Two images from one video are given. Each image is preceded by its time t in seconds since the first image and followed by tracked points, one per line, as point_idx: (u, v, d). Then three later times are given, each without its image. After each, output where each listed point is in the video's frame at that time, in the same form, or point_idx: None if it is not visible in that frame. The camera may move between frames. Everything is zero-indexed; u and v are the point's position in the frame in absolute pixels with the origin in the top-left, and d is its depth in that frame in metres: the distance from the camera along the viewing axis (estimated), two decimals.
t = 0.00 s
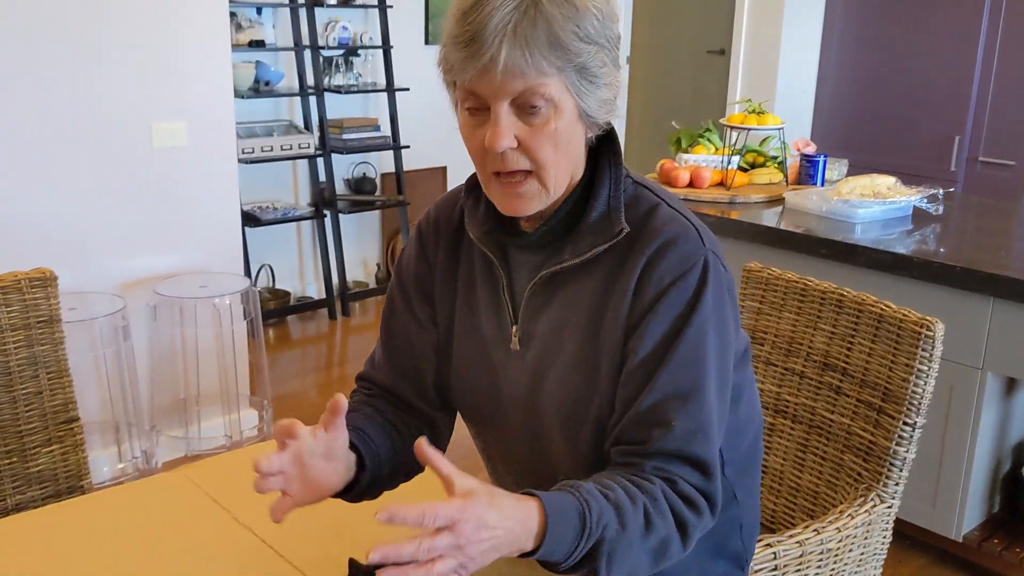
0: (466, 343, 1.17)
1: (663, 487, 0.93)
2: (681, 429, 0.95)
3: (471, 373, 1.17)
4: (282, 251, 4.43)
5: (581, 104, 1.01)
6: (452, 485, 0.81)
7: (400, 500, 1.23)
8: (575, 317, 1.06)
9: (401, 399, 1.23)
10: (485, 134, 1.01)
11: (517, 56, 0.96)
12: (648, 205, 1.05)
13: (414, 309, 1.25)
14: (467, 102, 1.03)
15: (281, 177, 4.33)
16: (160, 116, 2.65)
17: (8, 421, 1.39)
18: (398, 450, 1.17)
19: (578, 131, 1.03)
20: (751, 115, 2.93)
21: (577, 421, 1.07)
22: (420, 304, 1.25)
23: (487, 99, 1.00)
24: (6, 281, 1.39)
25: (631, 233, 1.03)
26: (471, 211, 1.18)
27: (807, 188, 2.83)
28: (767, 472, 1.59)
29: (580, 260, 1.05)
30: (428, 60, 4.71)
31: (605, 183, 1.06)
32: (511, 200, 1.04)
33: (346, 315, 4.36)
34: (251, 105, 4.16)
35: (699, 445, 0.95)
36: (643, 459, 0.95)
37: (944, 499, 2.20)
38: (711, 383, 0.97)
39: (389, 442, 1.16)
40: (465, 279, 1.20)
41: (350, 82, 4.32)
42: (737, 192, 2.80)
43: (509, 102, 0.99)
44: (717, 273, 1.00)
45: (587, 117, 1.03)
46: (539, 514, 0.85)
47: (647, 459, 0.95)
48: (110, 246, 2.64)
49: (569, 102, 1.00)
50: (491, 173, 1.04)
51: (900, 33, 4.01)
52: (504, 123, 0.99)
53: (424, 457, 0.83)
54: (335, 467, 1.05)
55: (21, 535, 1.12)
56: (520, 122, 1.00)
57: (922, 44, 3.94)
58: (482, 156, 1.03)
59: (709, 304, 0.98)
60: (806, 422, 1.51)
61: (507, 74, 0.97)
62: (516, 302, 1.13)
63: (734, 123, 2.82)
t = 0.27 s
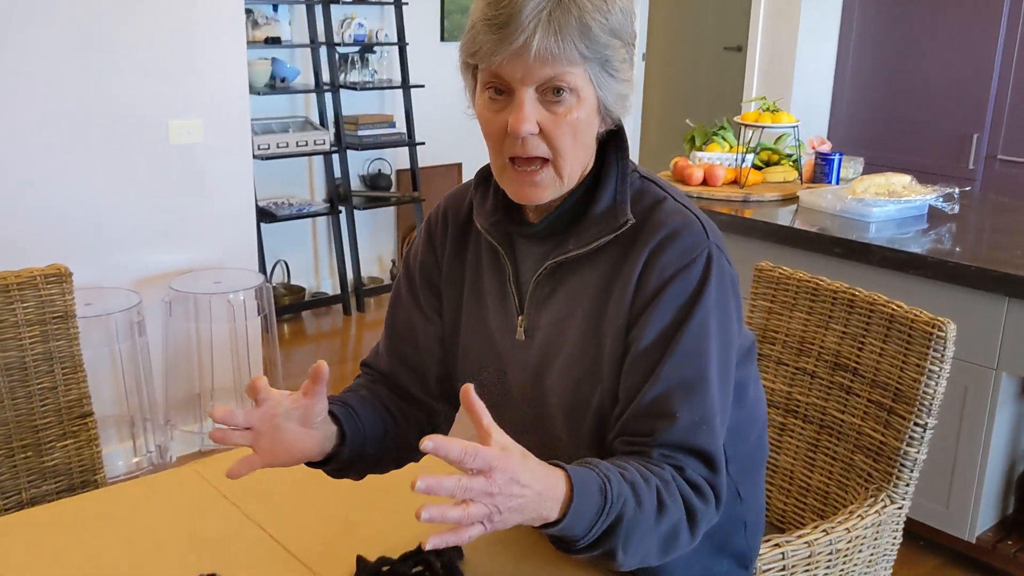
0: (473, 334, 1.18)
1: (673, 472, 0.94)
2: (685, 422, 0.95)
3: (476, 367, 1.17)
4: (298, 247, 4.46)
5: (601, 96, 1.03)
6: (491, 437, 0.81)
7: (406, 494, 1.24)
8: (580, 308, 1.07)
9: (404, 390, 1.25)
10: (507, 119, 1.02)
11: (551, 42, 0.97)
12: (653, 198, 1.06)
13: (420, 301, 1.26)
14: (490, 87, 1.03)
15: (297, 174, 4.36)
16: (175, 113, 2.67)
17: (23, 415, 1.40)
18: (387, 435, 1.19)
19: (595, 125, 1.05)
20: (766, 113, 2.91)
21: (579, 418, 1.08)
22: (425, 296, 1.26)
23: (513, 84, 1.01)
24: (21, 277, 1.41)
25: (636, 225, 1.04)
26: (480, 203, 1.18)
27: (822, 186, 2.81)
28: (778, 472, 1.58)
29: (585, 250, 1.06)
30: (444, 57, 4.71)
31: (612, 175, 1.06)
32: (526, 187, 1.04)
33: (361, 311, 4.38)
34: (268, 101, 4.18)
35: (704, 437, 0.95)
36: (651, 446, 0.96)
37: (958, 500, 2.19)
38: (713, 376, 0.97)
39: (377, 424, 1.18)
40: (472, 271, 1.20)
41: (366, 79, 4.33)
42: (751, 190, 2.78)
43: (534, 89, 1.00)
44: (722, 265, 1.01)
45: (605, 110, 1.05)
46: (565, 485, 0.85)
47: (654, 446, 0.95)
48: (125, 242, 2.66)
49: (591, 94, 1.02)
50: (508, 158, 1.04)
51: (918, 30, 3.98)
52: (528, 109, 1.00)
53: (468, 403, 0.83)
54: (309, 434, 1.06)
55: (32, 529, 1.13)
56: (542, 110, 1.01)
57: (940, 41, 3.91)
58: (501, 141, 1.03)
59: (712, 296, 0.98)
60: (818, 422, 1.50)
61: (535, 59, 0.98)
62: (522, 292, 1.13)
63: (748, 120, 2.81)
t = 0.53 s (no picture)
0: (481, 330, 1.18)
1: (688, 467, 0.94)
2: (697, 420, 0.95)
3: (484, 365, 1.17)
4: (311, 249, 4.47)
5: (612, 117, 1.03)
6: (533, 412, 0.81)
7: (414, 495, 1.24)
8: (586, 304, 1.07)
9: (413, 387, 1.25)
10: (517, 122, 1.02)
11: (572, 60, 0.97)
12: (660, 197, 1.06)
13: (430, 297, 1.26)
14: (508, 86, 1.03)
15: (310, 176, 4.38)
16: (188, 116, 2.69)
17: (37, 416, 1.41)
18: (393, 427, 1.19)
19: (603, 143, 1.05)
20: (778, 115, 2.90)
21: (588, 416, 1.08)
22: (435, 291, 1.26)
23: (529, 89, 1.01)
24: (35, 279, 1.42)
25: (643, 223, 1.04)
26: (490, 200, 1.19)
27: (834, 188, 2.80)
28: (789, 475, 1.57)
29: (593, 247, 1.06)
30: (456, 59, 4.72)
31: (620, 175, 1.07)
32: (521, 189, 1.05)
33: (374, 312, 4.39)
34: (280, 104, 4.20)
35: (717, 433, 0.95)
36: (663, 441, 0.95)
37: (971, 503, 2.17)
38: (721, 375, 0.97)
39: (384, 412, 1.18)
40: (482, 267, 1.21)
41: (378, 81, 4.35)
42: (763, 192, 2.77)
43: (549, 100, 1.00)
44: (728, 264, 1.01)
45: (614, 132, 1.05)
46: (592, 469, 0.85)
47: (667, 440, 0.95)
48: (138, 244, 2.69)
49: (601, 113, 1.02)
50: (510, 158, 1.04)
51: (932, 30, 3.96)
52: (537, 118, 1.00)
53: (521, 371, 0.81)
54: (312, 413, 1.07)
55: (43, 528, 1.14)
56: (553, 121, 1.01)
57: (955, 42, 3.88)
58: (507, 141, 1.03)
59: (720, 295, 0.98)
60: (830, 425, 1.49)
61: (553, 70, 0.98)
62: (530, 288, 1.14)
63: (760, 122, 2.80)
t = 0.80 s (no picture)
0: (497, 335, 1.19)
1: (700, 479, 0.94)
2: (715, 425, 0.95)
3: (497, 370, 1.18)
4: (319, 254, 4.48)
5: (628, 117, 1.03)
6: (544, 459, 0.80)
7: (427, 499, 1.24)
8: (606, 310, 1.07)
9: (428, 391, 1.26)
10: (533, 124, 1.02)
11: (585, 58, 0.98)
12: (682, 205, 1.07)
13: (446, 301, 1.27)
14: (522, 90, 1.04)
15: (318, 182, 4.39)
16: (199, 122, 2.70)
17: (50, 421, 1.42)
18: (399, 436, 1.19)
19: (620, 144, 1.05)
20: (787, 120, 2.90)
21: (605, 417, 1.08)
22: (451, 296, 1.27)
23: (543, 92, 1.01)
24: (48, 284, 1.43)
25: (666, 230, 1.05)
26: (509, 205, 1.19)
27: (844, 193, 2.79)
28: (801, 481, 1.57)
29: (615, 255, 1.07)
30: (465, 64, 4.73)
31: (643, 182, 1.07)
32: (539, 193, 1.04)
33: (383, 317, 4.40)
34: (289, 110, 4.21)
35: (733, 440, 0.96)
36: (677, 451, 0.96)
37: (983, 509, 2.16)
38: (739, 383, 0.98)
39: (390, 423, 1.18)
40: (502, 271, 1.21)
41: (387, 87, 4.36)
42: (773, 197, 2.77)
43: (563, 101, 1.01)
44: (749, 272, 1.02)
45: (632, 132, 1.05)
46: (606, 509, 0.85)
47: (681, 450, 0.96)
48: (149, 249, 2.70)
49: (618, 113, 1.02)
50: (527, 162, 1.04)
51: (942, 35, 3.95)
52: (552, 120, 1.01)
53: (532, 420, 0.82)
54: (306, 436, 1.06)
55: (58, 532, 1.15)
56: (568, 122, 1.01)
57: (964, 47, 3.87)
58: (523, 144, 1.04)
59: (740, 302, 1.00)
60: (842, 430, 1.49)
61: (566, 71, 0.99)
62: (549, 293, 1.14)
63: (770, 127, 2.80)
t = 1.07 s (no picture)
0: (515, 340, 1.18)
1: (725, 485, 0.94)
2: (739, 430, 0.96)
3: (513, 377, 1.18)
4: (327, 262, 4.49)
5: (642, 125, 1.03)
6: (577, 467, 0.80)
7: (440, 506, 1.24)
8: (629, 317, 1.08)
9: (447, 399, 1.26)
10: (545, 137, 1.03)
11: (590, 71, 0.98)
12: (704, 213, 1.08)
13: (463, 307, 1.27)
14: (534, 104, 1.05)
15: (326, 189, 4.40)
16: (208, 131, 2.72)
17: (61, 428, 1.42)
18: (418, 445, 1.19)
19: (636, 151, 1.05)
20: (795, 127, 2.90)
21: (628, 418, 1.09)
22: (467, 302, 1.27)
23: (553, 105, 1.02)
24: (59, 292, 1.43)
25: (689, 237, 1.06)
26: (528, 211, 1.20)
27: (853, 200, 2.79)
28: (812, 488, 1.56)
29: (639, 261, 1.08)
30: (472, 72, 4.74)
31: (666, 189, 1.08)
32: (557, 204, 1.05)
33: (390, 325, 4.40)
34: (297, 118, 4.22)
35: (758, 445, 0.96)
36: (700, 457, 0.96)
37: (995, 516, 2.15)
38: (763, 389, 0.99)
39: (409, 432, 1.18)
40: (520, 276, 1.21)
41: (395, 95, 4.36)
42: (782, 204, 2.77)
43: (573, 112, 1.01)
44: (770, 279, 1.03)
45: (647, 138, 1.05)
46: (639, 516, 0.85)
47: (705, 455, 0.96)
48: (158, 257, 2.71)
49: (630, 122, 1.02)
50: (543, 174, 1.05)
51: (950, 41, 3.94)
52: (564, 131, 1.01)
53: (564, 429, 0.82)
54: (330, 447, 1.06)
55: (71, 539, 1.15)
56: (580, 133, 1.02)
57: (972, 53, 3.87)
58: (538, 158, 1.04)
59: (764, 308, 1.01)
60: (853, 437, 1.48)
61: (575, 83, 0.99)
62: (570, 299, 1.15)
63: (778, 134, 2.80)
